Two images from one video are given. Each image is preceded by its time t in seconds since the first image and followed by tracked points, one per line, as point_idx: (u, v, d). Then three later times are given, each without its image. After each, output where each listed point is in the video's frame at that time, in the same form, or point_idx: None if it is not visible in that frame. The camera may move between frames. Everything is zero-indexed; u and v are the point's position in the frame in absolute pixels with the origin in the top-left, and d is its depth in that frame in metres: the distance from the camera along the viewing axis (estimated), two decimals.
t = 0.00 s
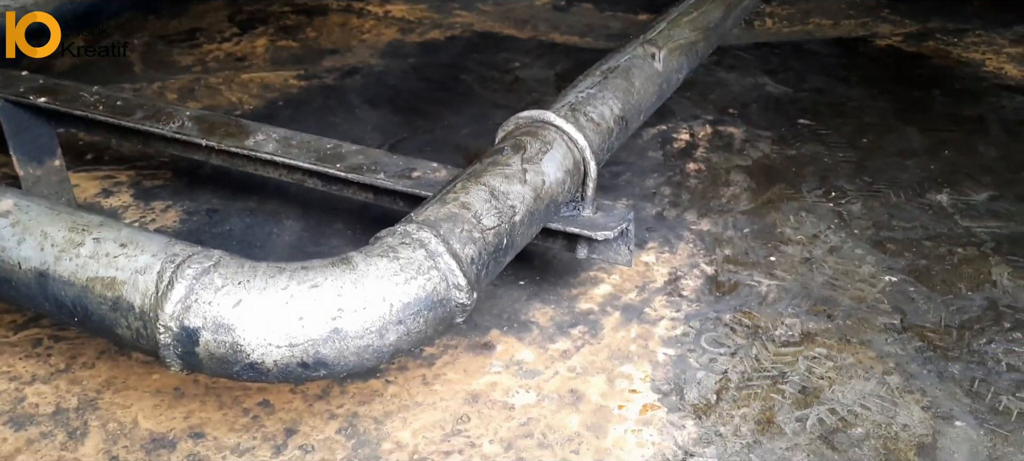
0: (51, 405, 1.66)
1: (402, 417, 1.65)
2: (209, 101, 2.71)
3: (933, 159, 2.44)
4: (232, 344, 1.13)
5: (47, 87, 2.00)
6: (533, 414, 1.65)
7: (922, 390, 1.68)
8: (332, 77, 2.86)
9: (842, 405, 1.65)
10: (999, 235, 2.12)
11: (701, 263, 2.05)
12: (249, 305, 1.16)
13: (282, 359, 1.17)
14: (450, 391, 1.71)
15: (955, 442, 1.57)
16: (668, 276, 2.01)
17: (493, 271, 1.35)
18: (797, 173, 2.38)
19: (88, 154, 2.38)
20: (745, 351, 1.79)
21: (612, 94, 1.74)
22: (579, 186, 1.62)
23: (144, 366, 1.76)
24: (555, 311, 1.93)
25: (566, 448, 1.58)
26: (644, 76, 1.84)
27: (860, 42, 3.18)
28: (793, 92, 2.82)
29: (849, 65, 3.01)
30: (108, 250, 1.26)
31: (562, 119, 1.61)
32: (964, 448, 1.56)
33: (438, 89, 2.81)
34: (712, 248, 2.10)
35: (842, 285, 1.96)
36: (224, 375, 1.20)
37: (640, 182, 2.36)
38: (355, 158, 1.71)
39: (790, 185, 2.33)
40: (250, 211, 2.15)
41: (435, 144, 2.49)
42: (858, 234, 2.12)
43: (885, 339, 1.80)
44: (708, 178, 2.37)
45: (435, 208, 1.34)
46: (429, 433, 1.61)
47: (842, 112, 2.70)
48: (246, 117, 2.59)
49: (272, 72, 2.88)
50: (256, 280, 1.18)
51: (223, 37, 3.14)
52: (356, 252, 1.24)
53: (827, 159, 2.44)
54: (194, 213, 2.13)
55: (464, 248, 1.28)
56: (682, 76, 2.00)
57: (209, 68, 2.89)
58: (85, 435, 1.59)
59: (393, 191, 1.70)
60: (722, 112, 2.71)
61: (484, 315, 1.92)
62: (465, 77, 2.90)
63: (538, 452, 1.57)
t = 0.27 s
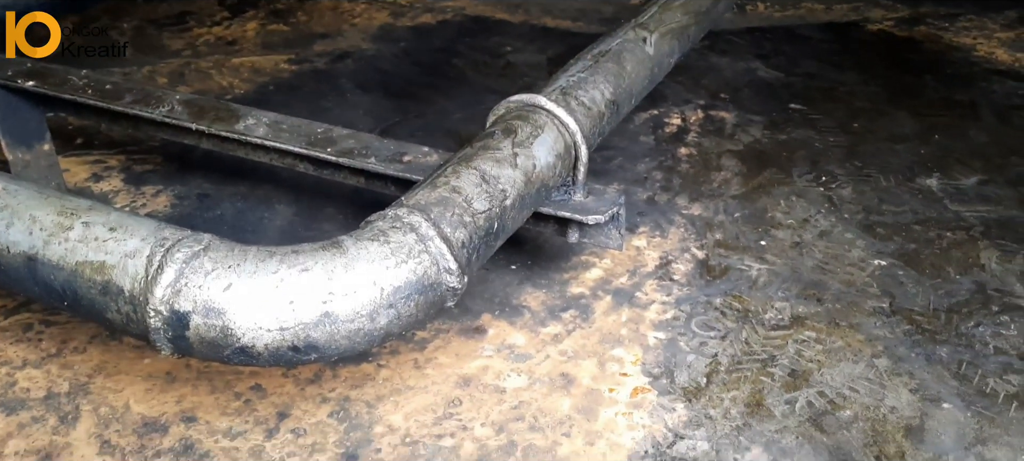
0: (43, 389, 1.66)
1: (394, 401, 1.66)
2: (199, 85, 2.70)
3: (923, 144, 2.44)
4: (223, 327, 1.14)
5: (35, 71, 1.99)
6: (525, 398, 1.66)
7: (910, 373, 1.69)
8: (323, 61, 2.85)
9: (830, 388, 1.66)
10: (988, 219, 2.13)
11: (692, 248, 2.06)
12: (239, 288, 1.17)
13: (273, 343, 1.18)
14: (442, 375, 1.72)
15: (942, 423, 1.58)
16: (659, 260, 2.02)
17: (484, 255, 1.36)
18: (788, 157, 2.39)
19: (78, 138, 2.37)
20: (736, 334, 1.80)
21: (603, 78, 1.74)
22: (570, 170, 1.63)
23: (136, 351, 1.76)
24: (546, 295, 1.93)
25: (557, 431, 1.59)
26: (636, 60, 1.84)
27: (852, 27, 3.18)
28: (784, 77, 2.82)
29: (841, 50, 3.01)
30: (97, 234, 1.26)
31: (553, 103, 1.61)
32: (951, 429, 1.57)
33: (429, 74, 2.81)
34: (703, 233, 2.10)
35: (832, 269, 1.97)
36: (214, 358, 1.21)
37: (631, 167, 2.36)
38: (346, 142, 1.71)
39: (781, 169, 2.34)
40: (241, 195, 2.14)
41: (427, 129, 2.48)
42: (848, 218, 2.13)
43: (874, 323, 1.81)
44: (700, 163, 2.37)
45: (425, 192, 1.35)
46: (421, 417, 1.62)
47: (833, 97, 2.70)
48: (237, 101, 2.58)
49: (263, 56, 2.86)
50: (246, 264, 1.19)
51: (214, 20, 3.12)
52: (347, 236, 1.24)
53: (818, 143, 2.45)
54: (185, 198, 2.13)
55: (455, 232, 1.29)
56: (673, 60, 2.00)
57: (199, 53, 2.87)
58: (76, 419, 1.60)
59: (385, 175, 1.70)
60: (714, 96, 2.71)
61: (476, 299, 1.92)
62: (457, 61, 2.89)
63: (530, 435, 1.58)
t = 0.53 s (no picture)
0: (30, 369, 1.64)
1: (385, 380, 1.65)
2: (187, 62, 2.66)
3: (917, 120, 2.43)
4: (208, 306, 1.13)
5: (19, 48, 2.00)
6: (516, 375, 1.65)
7: (902, 349, 1.69)
8: (312, 38, 2.81)
9: (822, 364, 1.66)
10: (981, 195, 2.12)
11: (685, 225, 2.04)
12: (225, 266, 1.16)
13: (260, 321, 1.17)
14: (433, 353, 1.71)
15: (933, 399, 1.58)
16: (651, 237, 2.01)
17: (474, 233, 1.35)
18: (781, 133, 2.37)
19: (64, 116, 2.34)
20: (728, 311, 1.80)
21: (595, 53, 1.72)
22: (561, 146, 1.61)
23: (124, 330, 1.75)
24: (538, 273, 1.92)
25: (549, 408, 1.58)
26: (627, 34, 1.82)
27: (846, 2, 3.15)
28: (778, 53, 2.80)
29: (834, 25, 2.98)
30: (81, 212, 1.24)
31: (543, 79, 1.59)
32: (942, 404, 1.57)
33: (420, 50, 2.78)
34: (696, 210, 2.09)
35: (824, 245, 1.96)
36: (201, 337, 1.20)
37: (624, 143, 2.34)
38: (334, 119, 1.69)
39: (774, 146, 2.32)
40: (229, 173, 2.12)
41: (417, 106, 2.46)
42: (841, 194, 2.12)
43: (866, 299, 1.81)
44: (692, 139, 2.36)
45: (414, 168, 1.33)
46: (412, 395, 1.61)
47: (827, 72, 2.68)
48: (225, 78, 2.55)
49: (251, 32, 2.83)
50: (232, 241, 1.18)
51: None
52: (334, 213, 1.23)
53: (811, 119, 2.43)
54: (173, 176, 2.11)
55: (444, 209, 1.28)
56: (665, 35, 1.98)
57: (187, 29, 2.83)
58: (64, 399, 1.58)
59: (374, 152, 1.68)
60: (707, 72, 2.69)
61: (467, 277, 1.91)
62: (447, 38, 2.86)
63: (521, 412, 1.58)
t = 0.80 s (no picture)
0: (21, 356, 1.64)
1: (378, 365, 1.65)
2: (177, 48, 2.64)
3: (909, 104, 2.43)
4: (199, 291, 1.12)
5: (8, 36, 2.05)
6: (509, 360, 1.66)
7: (893, 332, 1.69)
8: (303, 23, 2.80)
9: (814, 348, 1.66)
10: (973, 179, 2.12)
11: (677, 210, 2.04)
12: (215, 252, 1.15)
13: (250, 307, 1.17)
14: (426, 339, 1.71)
15: (924, 382, 1.59)
16: (644, 223, 2.01)
17: (466, 218, 1.35)
18: (774, 118, 2.37)
19: (54, 102, 2.32)
20: (720, 296, 1.80)
21: (587, 37, 1.72)
22: (553, 130, 1.61)
23: (116, 317, 1.74)
24: (531, 258, 1.92)
25: (541, 393, 1.59)
26: (620, 18, 1.81)
27: None
28: (771, 37, 2.79)
29: (828, 10, 2.98)
30: (70, 198, 1.24)
31: (536, 62, 1.59)
32: (934, 387, 1.58)
33: (412, 35, 2.76)
34: (688, 195, 2.09)
35: (817, 230, 1.96)
36: (191, 323, 1.20)
37: (616, 128, 2.34)
38: (325, 104, 1.69)
39: (767, 130, 2.32)
40: (220, 159, 2.11)
41: (410, 92, 2.45)
42: (834, 179, 2.12)
43: (858, 283, 1.81)
44: (685, 124, 2.35)
45: (405, 153, 1.33)
46: (405, 381, 1.61)
47: (820, 57, 2.68)
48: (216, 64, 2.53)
49: (242, 18, 2.80)
50: (222, 227, 1.17)
51: None
52: (325, 199, 1.23)
53: (804, 104, 2.43)
54: (164, 162, 2.09)
55: (435, 194, 1.28)
56: (658, 19, 1.97)
57: (177, 15, 2.81)
58: (56, 386, 1.58)
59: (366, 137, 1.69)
60: (700, 57, 2.68)
61: (459, 263, 1.91)
62: (440, 23, 2.85)
63: (514, 397, 1.58)
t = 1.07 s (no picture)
0: (11, 336, 1.63)
1: (370, 345, 1.65)
2: (167, 28, 2.62)
3: (904, 83, 2.43)
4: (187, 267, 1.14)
5: None
6: (501, 339, 1.65)
7: (885, 310, 1.69)
8: (295, 3, 2.77)
9: (806, 326, 1.66)
10: (966, 158, 2.12)
11: (671, 189, 2.04)
12: (203, 228, 1.17)
13: (239, 283, 1.18)
14: (418, 318, 1.70)
15: (916, 360, 1.59)
16: (637, 202, 2.00)
17: (456, 195, 1.37)
18: (768, 98, 2.36)
19: (43, 82, 2.30)
20: (713, 274, 1.80)
21: (579, 14, 1.72)
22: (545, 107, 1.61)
23: (106, 297, 1.74)
24: (523, 238, 1.91)
25: (534, 371, 1.58)
26: None
27: None
28: (765, 17, 2.78)
29: None
30: (57, 174, 1.25)
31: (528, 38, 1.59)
32: (925, 365, 1.58)
33: (405, 15, 2.74)
34: (682, 174, 2.09)
35: (810, 209, 1.96)
36: (181, 299, 1.21)
37: (610, 108, 2.33)
38: (315, 82, 1.70)
39: (760, 110, 2.31)
40: (211, 139, 2.10)
41: (402, 71, 2.43)
42: (827, 158, 2.12)
43: (851, 261, 1.81)
44: (679, 103, 2.34)
45: (396, 129, 1.34)
46: (397, 360, 1.61)
47: (814, 36, 2.67)
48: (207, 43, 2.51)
49: None
50: (210, 204, 1.19)
51: None
52: (315, 175, 1.24)
53: (798, 83, 2.42)
54: (155, 142, 2.08)
55: (426, 171, 1.29)
56: None
57: None
58: (46, 366, 1.57)
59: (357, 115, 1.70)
60: (694, 36, 2.67)
61: (452, 242, 1.90)
62: (432, 2, 2.83)
63: (506, 376, 1.58)
